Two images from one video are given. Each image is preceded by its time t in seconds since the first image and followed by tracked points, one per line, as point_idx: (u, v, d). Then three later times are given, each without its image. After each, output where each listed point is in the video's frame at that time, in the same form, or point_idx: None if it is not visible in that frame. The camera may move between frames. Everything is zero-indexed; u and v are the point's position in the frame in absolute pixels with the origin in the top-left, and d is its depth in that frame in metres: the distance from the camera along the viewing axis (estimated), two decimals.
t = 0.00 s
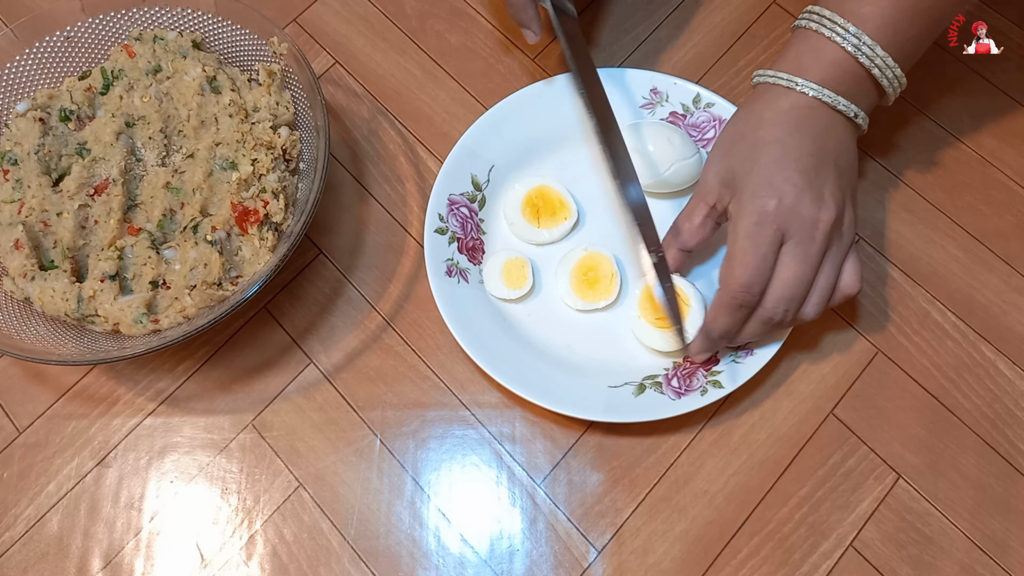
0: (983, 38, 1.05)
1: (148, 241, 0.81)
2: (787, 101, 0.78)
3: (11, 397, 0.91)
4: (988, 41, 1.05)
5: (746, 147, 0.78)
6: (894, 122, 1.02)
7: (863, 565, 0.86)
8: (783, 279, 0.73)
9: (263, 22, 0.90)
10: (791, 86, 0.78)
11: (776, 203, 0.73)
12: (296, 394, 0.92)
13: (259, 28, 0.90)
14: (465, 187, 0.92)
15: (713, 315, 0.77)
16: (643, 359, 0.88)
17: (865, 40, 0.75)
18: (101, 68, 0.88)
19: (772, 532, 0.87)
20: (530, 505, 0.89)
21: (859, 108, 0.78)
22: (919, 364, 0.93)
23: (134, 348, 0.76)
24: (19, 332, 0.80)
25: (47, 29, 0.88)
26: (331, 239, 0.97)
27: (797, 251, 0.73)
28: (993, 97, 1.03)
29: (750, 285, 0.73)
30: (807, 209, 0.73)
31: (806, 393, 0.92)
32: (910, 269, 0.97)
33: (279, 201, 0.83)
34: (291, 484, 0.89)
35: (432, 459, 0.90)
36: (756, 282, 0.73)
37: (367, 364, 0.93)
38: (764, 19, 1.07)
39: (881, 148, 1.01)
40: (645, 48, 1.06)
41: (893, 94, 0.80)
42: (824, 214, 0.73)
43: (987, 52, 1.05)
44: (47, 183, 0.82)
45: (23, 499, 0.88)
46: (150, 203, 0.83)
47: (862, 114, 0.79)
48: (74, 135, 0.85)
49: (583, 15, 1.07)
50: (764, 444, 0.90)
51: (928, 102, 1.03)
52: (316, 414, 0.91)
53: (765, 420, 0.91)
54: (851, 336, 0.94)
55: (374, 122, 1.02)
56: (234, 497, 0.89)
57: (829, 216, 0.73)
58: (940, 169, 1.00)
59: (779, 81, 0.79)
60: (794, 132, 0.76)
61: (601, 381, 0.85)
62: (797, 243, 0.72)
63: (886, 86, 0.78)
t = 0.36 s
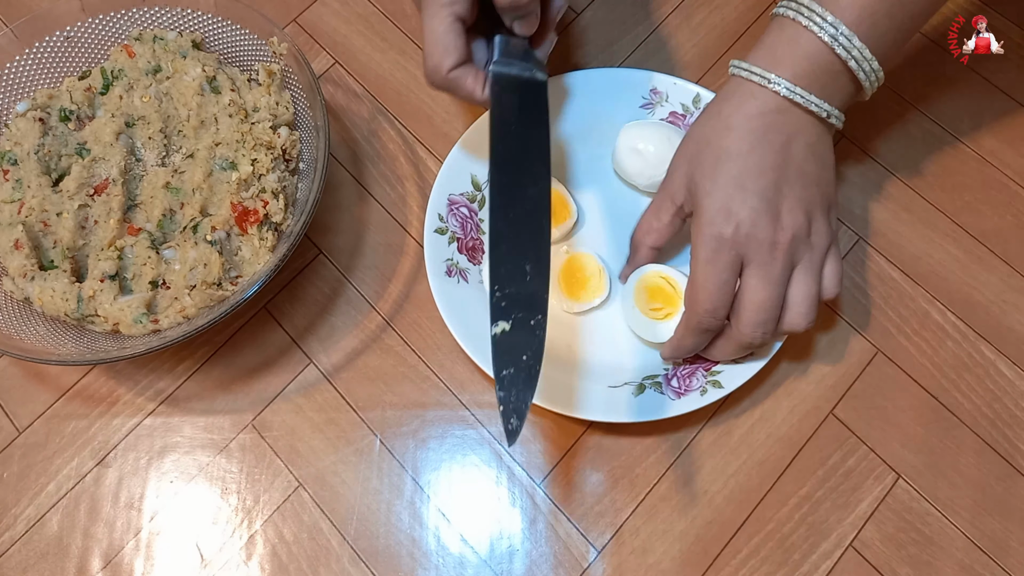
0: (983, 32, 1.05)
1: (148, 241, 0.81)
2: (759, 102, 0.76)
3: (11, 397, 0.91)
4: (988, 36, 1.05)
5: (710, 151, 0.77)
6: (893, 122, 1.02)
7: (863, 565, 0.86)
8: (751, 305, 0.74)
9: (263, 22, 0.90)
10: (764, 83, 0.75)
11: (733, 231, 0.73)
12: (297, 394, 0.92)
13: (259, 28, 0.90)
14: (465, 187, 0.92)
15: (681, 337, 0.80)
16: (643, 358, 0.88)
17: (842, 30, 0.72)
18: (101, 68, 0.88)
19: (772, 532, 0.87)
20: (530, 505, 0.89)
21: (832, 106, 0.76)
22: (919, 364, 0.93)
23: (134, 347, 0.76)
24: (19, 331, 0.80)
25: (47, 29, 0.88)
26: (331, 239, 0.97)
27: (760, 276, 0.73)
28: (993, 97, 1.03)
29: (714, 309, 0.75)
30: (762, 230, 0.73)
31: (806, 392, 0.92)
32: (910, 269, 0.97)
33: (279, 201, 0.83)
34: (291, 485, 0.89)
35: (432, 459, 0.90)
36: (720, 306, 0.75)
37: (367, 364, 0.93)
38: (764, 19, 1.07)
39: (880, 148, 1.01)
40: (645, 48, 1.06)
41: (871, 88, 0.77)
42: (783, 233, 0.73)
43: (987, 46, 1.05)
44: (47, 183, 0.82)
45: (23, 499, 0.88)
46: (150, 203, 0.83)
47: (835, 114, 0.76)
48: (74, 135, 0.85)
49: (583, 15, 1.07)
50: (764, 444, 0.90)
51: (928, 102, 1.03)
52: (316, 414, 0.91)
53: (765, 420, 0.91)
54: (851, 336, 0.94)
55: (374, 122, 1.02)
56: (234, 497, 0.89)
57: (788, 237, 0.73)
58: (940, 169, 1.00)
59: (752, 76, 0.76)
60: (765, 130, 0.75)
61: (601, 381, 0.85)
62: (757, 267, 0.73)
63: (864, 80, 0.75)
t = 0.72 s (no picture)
0: (983, 29, 1.04)
1: (148, 241, 0.81)
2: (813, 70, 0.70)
3: (11, 397, 0.91)
4: (988, 32, 1.04)
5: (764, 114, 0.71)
6: (894, 122, 1.02)
7: (863, 565, 0.86)
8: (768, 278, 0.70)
9: (263, 22, 0.90)
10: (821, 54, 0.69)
11: (784, 187, 0.67)
12: (297, 394, 0.92)
13: (259, 28, 0.90)
14: (465, 187, 0.92)
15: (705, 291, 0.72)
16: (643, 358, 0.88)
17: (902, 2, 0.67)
18: (101, 68, 0.88)
19: (772, 531, 0.87)
20: (530, 505, 0.89)
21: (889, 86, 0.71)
22: (919, 364, 0.93)
23: (134, 347, 0.76)
24: (19, 331, 0.80)
25: (48, 29, 0.88)
26: (331, 239, 0.97)
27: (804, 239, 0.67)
28: (993, 97, 1.03)
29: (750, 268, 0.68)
30: (818, 193, 0.66)
31: (806, 392, 0.92)
32: (910, 269, 0.97)
33: (279, 201, 0.83)
34: (291, 485, 0.89)
35: (432, 459, 0.90)
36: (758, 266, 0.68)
37: (367, 364, 0.93)
38: (765, 19, 1.07)
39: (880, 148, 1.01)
40: (645, 48, 1.06)
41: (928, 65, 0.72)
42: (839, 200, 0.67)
43: (987, 43, 1.04)
44: (47, 183, 0.82)
45: (23, 499, 0.88)
46: (150, 203, 0.83)
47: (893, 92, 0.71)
48: (73, 135, 0.85)
49: (583, 15, 1.07)
50: (764, 444, 0.90)
51: (927, 101, 1.03)
52: (316, 414, 0.91)
53: (765, 420, 0.91)
54: (851, 336, 0.94)
55: (374, 122, 1.02)
56: (234, 497, 0.89)
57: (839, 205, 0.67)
58: (940, 169, 1.00)
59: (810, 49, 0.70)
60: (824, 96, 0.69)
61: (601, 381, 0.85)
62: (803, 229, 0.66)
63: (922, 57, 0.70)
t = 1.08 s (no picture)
0: (983, 27, 1.03)
1: (148, 241, 0.81)
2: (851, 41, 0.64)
3: (11, 397, 0.91)
4: (988, 30, 1.03)
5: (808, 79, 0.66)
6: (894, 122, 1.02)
7: (863, 565, 0.86)
8: (789, 233, 0.72)
9: (263, 22, 0.90)
10: None
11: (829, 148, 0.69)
12: (297, 394, 0.92)
13: (259, 28, 0.90)
14: (465, 187, 0.92)
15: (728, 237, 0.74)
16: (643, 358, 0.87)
17: None
18: (101, 68, 0.88)
19: (772, 532, 0.87)
20: (530, 505, 0.89)
21: None
22: (919, 364, 0.93)
23: (134, 347, 0.76)
24: (19, 332, 0.80)
25: (48, 29, 0.88)
26: (331, 238, 0.97)
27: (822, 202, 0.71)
28: (993, 97, 1.03)
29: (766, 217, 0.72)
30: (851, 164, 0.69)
31: (806, 392, 0.92)
32: (910, 269, 0.97)
33: (280, 201, 0.83)
34: (291, 485, 0.89)
35: (432, 459, 0.90)
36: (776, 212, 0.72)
37: (367, 364, 0.93)
38: (765, 19, 1.07)
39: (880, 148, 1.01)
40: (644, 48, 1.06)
41: None
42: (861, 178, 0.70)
43: (987, 41, 1.03)
44: (47, 183, 0.82)
45: (23, 499, 0.88)
46: (150, 203, 0.83)
47: None
48: (74, 135, 0.85)
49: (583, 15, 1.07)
50: (764, 444, 0.90)
51: (928, 101, 1.03)
52: (316, 414, 0.91)
53: (765, 420, 0.90)
54: (851, 336, 0.94)
55: (374, 122, 1.02)
56: (234, 497, 0.89)
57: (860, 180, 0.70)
58: (940, 169, 1.00)
59: None
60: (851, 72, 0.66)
61: (601, 381, 0.85)
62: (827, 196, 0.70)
63: None
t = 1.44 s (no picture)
0: (983, 26, 1.04)
1: (148, 241, 0.81)
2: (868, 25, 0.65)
3: (11, 397, 0.91)
4: (988, 29, 1.05)
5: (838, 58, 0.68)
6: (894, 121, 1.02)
7: (863, 565, 0.86)
8: (818, 194, 0.74)
9: (263, 22, 0.90)
10: None
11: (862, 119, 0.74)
12: (297, 394, 0.92)
13: (259, 28, 0.90)
14: (465, 187, 0.92)
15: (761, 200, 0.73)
16: (643, 358, 0.88)
17: None
18: (101, 68, 0.88)
19: (772, 532, 0.87)
20: (530, 505, 0.89)
21: None
22: (919, 364, 0.93)
23: (134, 347, 0.76)
24: (19, 332, 0.80)
25: (47, 29, 0.88)
26: (331, 238, 0.97)
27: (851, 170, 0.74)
28: (993, 97, 1.03)
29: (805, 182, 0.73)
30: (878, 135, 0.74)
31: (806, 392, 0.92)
32: (911, 269, 0.97)
33: (279, 201, 0.83)
34: (291, 485, 0.89)
35: (432, 459, 0.90)
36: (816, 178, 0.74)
37: (367, 363, 0.93)
38: (765, 19, 1.07)
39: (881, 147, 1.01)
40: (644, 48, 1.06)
41: None
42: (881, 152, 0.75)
43: (987, 40, 1.04)
44: (47, 183, 0.82)
45: (23, 499, 0.88)
46: (149, 203, 0.83)
47: None
48: (74, 135, 0.85)
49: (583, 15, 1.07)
50: (764, 444, 0.90)
51: (928, 101, 1.03)
52: (316, 414, 0.91)
53: (765, 420, 0.90)
54: (851, 336, 0.94)
55: (374, 122, 1.02)
56: (234, 497, 0.89)
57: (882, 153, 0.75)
58: (940, 169, 1.00)
59: None
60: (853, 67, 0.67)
61: (601, 381, 0.85)
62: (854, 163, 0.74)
63: None
